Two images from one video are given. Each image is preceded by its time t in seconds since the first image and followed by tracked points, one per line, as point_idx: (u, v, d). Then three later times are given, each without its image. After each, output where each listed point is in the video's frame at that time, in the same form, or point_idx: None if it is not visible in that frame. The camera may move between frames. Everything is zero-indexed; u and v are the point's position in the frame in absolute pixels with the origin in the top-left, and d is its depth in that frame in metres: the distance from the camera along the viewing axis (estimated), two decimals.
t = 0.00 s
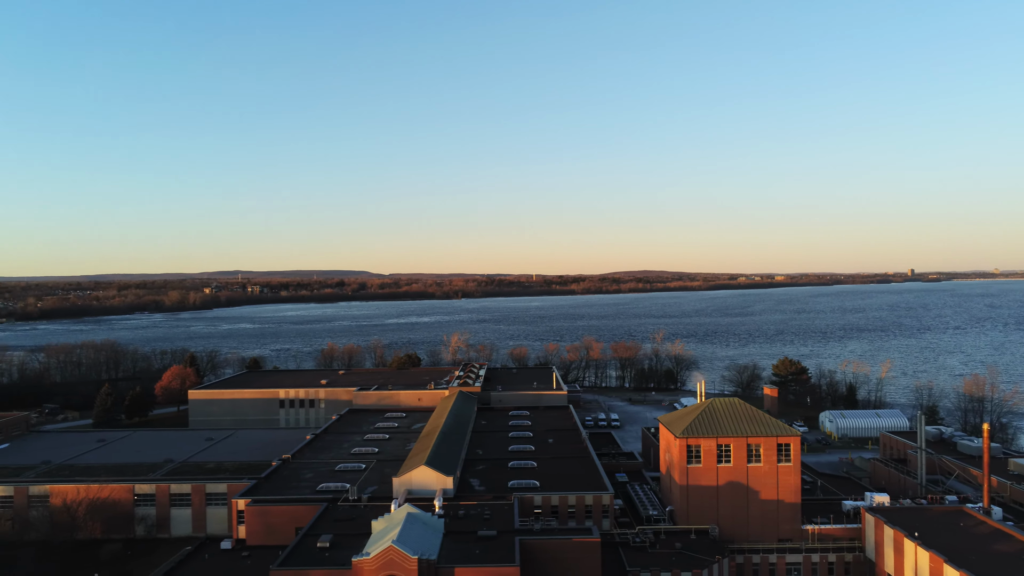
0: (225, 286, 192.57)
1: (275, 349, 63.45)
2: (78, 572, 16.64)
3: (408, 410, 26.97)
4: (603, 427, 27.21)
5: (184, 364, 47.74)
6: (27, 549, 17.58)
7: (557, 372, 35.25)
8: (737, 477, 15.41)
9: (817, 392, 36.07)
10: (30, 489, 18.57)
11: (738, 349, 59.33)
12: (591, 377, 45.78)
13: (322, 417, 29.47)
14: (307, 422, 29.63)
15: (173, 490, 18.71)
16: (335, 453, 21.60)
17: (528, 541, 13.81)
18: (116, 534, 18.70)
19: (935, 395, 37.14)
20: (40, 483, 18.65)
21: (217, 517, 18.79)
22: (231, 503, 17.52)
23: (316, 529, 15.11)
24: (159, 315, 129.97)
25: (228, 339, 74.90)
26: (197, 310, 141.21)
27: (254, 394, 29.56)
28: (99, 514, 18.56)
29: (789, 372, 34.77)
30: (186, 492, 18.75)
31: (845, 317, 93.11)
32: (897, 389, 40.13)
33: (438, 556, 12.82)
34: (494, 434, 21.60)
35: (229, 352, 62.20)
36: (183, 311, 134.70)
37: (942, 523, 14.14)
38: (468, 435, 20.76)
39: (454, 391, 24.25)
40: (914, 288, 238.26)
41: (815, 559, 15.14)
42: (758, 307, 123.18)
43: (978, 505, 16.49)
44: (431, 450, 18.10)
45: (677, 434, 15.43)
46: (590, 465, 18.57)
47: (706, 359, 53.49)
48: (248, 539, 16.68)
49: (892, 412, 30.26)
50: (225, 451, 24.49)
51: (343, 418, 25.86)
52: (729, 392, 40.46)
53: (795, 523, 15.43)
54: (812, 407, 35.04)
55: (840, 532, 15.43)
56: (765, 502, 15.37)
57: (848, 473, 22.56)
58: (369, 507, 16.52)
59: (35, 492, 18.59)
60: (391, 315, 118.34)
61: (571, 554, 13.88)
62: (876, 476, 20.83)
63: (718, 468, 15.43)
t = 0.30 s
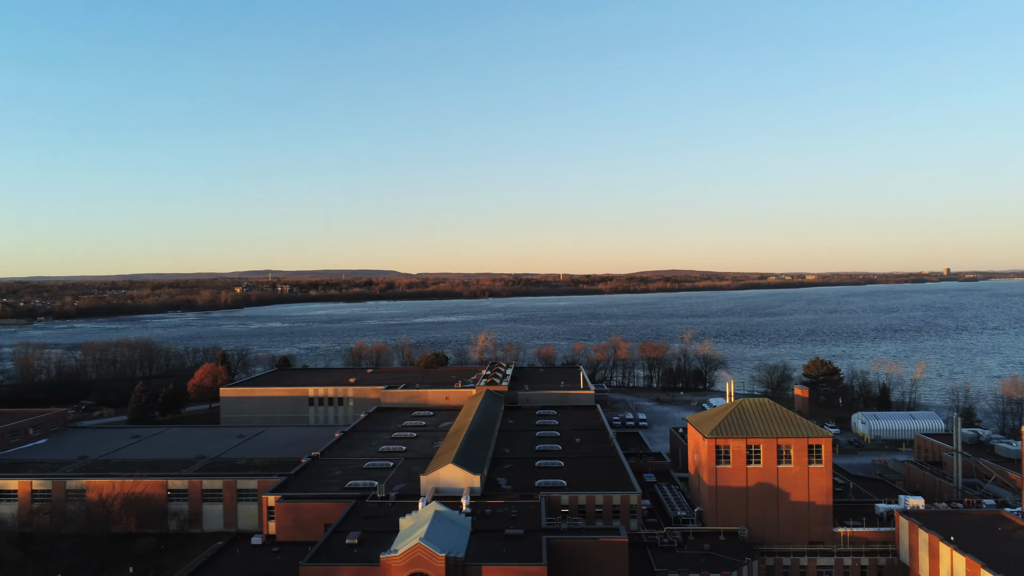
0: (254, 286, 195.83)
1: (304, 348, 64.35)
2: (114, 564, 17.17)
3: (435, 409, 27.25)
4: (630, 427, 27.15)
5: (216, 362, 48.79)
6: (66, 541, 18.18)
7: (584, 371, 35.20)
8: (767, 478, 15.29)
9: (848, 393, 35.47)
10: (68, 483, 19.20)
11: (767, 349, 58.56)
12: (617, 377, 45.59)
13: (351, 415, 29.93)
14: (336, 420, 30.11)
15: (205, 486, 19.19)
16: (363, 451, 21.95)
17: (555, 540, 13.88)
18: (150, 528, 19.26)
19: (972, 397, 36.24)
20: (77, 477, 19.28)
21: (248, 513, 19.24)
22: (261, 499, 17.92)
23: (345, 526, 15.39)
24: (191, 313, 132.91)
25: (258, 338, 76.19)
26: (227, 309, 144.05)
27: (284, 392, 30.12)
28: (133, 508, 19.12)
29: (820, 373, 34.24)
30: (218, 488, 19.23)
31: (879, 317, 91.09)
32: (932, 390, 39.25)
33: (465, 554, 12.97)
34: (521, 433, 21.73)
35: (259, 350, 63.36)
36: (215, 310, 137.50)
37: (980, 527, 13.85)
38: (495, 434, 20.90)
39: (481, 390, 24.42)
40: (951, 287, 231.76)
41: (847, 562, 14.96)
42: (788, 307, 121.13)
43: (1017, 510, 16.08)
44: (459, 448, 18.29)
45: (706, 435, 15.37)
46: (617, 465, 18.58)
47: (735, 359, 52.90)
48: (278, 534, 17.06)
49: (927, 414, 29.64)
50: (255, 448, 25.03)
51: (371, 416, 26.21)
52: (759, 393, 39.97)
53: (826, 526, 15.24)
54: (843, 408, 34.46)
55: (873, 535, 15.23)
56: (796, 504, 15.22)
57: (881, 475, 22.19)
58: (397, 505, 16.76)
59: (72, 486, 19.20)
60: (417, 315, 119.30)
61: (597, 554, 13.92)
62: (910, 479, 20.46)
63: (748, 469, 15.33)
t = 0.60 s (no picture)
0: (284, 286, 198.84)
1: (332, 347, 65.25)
2: (148, 558, 17.70)
3: (462, 408, 27.47)
4: (658, 427, 27.04)
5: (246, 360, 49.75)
6: (101, 535, 18.79)
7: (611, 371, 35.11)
8: (798, 480, 15.14)
9: (882, 394, 34.82)
10: (103, 478, 19.83)
11: (798, 349, 57.70)
12: (645, 377, 45.34)
13: (379, 413, 30.31)
14: (364, 418, 30.54)
15: (236, 482, 19.68)
16: (391, 449, 22.26)
17: (581, 540, 13.94)
18: (182, 523, 19.79)
19: (1011, 399, 35.27)
20: (113, 473, 19.90)
21: (277, 509, 19.66)
22: (291, 495, 18.33)
23: (373, 523, 15.64)
24: (222, 312, 135.53)
25: (287, 337, 77.42)
26: (258, 308, 146.68)
27: (314, 391, 30.66)
28: (166, 503, 19.68)
29: (852, 374, 33.66)
30: (248, 484, 19.69)
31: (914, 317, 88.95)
32: (969, 392, 38.30)
33: (492, 552, 13.10)
34: (548, 432, 21.81)
35: (288, 349, 64.36)
36: (245, 308, 139.98)
37: (1019, 532, 13.54)
38: (522, 433, 21.02)
39: (508, 389, 24.54)
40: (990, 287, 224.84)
41: (880, 566, 14.74)
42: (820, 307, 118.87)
43: None
44: (486, 447, 18.45)
45: (735, 435, 15.29)
46: (644, 465, 18.56)
47: (765, 359, 52.20)
48: (307, 531, 17.40)
49: (963, 416, 28.94)
50: (285, 445, 25.53)
51: (399, 414, 26.53)
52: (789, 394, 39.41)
53: (859, 529, 15.05)
54: (877, 409, 33.81)
55: (906, 538, 15.01)
56: (827, 506, 15.05)
57: (915, 478, 21.76)
58: (425, 503, 16.98)
59: (107, 481, 19.82)
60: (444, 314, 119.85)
61: (624, 554, 13.95)
62: (945, 482, 20.03)
63: (777, 470, 15.21)
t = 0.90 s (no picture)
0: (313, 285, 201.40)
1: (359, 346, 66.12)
2: (180, 551, 18.21)
3: (489, 406, 27.67)
4: (686, 427, 26.90)
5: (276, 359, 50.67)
6: (136, 529, 19.40)
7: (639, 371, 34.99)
8: (829, 481, 14.97)
9: (916, 396, 34.12)
10: (137, 473, 20.41)
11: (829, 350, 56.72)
12: (672, 377, 45.05)
13: (406, 411, 30.67)
14: (391, 416, 30.93)
15: (266, 478, 20.14)
16: (418, 447, 22.54)
17: (608, 540, 13.97)
18: (213, 518, 20.32)
19: None
20: (146, 467, 20.49)
21: (306, 505, 20.08)
22: (319, 492, 18.70)
23: (400, 520, 15.89)
24: (252, 310, 138.16)
25: (316, 336, 78.64)
26: (287, 307, 149.24)
27: (342, 389, 31.16)
28: (198, 498, 20.23)
29: (885, 375, 33.02)
30: (278, 480, 20.12)
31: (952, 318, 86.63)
32: (1008, 394, 37.27)
33: (519, 550, 13.22)
34: (575, 431, 21.86)
35: (317, 348, 65.38)
36: (274, 308, 142.46)
37: None
38: (548, 432, 21.11)
39: (535, 388, 24.63)
40: None
41: (914, 570, 14.51)
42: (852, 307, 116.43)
43: None
44: (512, 445, 18.60)
45: (764, 436, 15.21)
46: (672, 465, 18.51)
47: (795, 360, 51.46)
48: (335, 527, 17.75)
49: (1001, 419, 28.20)
50: (313, 442, 26.00)
51: (426, 412, 26.83)
52: (820, 395, 38.81)
53: (891, 532, 14.83)
54: (911, 411, 33.11)
55: (941, 543, 14.76)
56: (859, 508, 14.84)
57: (950, 481, 21.33)
58: (451, 501, 17.19)
59: (141, 476, 20.41)
60: (469, 313, 120.32)
61: (651, 554, 13.96)
62: (982, 485, 19.58)
63: (808, 471, 15.07)
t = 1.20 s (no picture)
0: (340, 284, 203.08)
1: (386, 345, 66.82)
2: (211, 547, 18.74)
3: (516, 405, 27.82)
4: (714, 428, 26.71)
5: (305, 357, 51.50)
6: (169, 523, 19.99)
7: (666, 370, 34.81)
8: (861, 484, 14.78)
9: (951, 398, 33.35)
10: (170, 468, 20.93)
11: (861, 350, 55.63)
12: (700, 378, 44.69)
13: (433, 410, 30.98)
14: (418, 414, 31.27)
15: (295, 475, 20.55)
16: (445, 445, 22.78)
17: (634, 540, 13.99)
18: (243, 513, 20.80)
19: None
20: (178, 463, 20.99)
21: (335, 502, 20.45)
22: (347, 489, 19.04)
23: (427, 517, 16.11)
24: (281, 309, 140.54)
25: (344, 335, 79.69)
26: (315, 306, 151.26)
27: (370, 387, 31.60)
28: (228, 494, 20.74)
29: (918, 376, 32.34)
30: (307, 477, 20.53)
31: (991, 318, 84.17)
32: None
33: (545, 549, 13.32)
34: (602, 431, 21.88)
35: (344, 346, 66.24)
36: (303, 306, 144.68)
37: None
38: (575, 432, 21.18)
39: (561, 387, 24.69)
40: None
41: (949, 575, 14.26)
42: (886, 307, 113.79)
43: None
44: (539, 444, 18.72)
45: (794, 437, 15.09)
46: (700, 466, 18.43)
47: (826, 360, 50.59)
48: (363, 524, 18.06)
49: None
50: (341, 440, 26.43)
51: (452, 411, 27.08)
52: (851, 396, 38.15)
53: (926, 536, 14.58)
54: (946, 413, 32.36)
55: (977, 547, 14.48)
56: (892, 511, 14.63)
57: (986, 484, 20.85)
58: (478, 499, 17.37)
59: (173, 471, 20.91)
60: (494, 313, 120.47)
61: (679, 554, 13.95)
62: (1020, 490, 19.10)
63: (839, 473, 14.90)
